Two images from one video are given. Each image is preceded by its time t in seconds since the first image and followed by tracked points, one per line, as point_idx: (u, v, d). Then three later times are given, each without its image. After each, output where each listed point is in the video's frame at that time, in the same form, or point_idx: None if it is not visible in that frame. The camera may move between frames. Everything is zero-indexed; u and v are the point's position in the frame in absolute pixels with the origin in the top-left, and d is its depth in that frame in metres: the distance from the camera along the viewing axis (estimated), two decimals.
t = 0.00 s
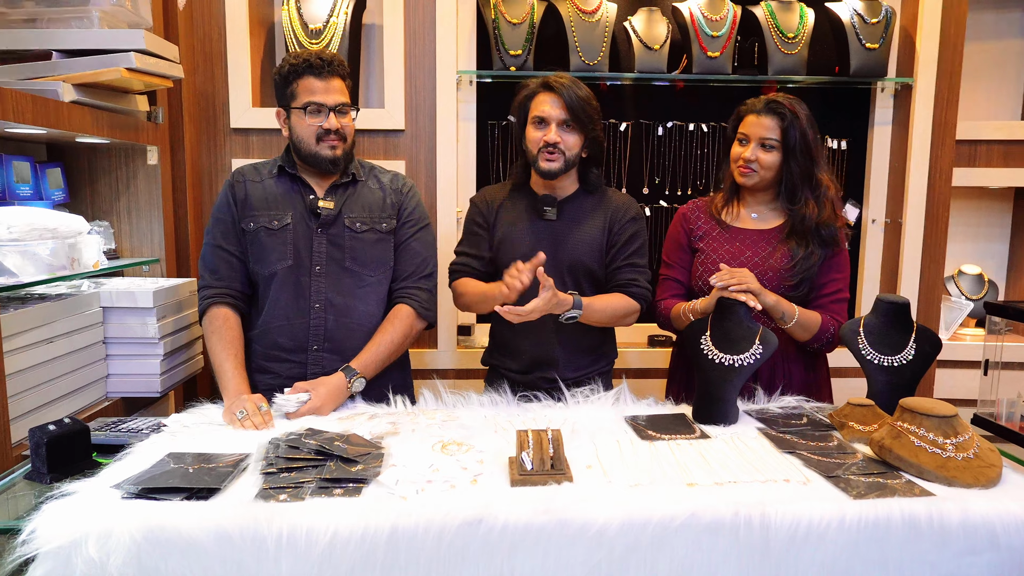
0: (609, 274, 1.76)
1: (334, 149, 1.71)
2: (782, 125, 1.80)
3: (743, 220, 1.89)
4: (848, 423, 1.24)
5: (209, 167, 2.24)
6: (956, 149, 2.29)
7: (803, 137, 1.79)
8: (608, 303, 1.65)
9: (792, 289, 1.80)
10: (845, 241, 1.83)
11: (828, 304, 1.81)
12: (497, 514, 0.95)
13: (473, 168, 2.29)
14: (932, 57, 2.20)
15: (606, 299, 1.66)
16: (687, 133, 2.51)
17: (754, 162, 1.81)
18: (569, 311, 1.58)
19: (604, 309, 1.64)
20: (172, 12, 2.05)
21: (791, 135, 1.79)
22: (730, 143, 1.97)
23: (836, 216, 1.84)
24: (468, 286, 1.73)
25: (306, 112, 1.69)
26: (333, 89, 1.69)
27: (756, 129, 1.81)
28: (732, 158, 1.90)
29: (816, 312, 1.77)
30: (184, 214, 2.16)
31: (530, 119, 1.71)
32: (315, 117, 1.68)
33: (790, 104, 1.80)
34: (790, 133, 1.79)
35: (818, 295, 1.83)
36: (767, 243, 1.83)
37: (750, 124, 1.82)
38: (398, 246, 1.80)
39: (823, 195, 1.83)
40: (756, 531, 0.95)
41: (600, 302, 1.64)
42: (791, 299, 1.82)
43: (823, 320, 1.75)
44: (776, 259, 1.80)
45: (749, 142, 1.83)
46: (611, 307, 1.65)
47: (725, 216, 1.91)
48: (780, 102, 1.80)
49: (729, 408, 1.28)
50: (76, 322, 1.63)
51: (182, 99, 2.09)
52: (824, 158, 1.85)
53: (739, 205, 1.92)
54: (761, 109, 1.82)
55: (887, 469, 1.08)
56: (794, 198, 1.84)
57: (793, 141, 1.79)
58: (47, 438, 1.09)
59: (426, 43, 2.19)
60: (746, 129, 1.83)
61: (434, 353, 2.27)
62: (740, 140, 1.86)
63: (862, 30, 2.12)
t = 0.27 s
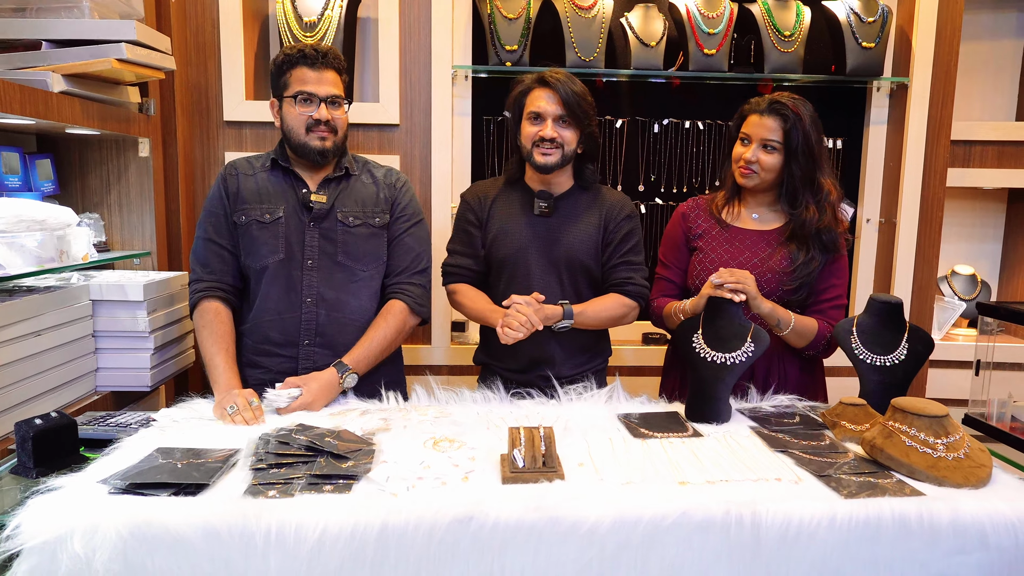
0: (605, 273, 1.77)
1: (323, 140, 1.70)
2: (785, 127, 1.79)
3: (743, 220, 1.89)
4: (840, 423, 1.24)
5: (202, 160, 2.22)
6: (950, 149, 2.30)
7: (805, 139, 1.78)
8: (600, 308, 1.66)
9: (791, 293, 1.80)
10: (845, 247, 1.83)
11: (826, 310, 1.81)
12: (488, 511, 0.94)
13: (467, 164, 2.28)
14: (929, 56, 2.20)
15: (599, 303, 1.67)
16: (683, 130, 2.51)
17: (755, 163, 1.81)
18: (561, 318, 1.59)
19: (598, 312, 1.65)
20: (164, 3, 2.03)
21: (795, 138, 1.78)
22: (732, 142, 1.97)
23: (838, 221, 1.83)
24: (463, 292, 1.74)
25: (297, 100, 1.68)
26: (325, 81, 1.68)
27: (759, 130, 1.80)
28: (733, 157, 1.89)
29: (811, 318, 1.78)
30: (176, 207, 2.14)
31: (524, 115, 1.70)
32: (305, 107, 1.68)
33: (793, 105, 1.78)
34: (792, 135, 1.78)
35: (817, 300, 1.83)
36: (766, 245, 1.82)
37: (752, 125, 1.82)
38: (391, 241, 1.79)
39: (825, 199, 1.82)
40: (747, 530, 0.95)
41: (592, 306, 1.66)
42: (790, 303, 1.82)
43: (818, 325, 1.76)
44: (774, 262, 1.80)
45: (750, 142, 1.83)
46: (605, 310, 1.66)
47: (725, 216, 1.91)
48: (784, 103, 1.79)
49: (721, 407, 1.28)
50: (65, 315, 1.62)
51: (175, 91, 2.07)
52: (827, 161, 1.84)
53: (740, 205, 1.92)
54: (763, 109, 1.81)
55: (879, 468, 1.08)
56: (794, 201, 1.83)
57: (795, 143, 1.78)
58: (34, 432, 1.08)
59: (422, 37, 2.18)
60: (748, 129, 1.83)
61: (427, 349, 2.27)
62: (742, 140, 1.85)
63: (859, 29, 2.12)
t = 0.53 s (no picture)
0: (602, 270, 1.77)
1: (322, 139, 1.70)
2: (787, 120, 1.79)
3: (739, 215, 1.89)
4: (838, 419, 1.24)
5: (201, 159, 2.22)
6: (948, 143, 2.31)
7: (807, 134, 1.79)
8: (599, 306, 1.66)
9: (789, 287, 1.80)
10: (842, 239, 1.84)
11: (824, 305, 1.82)
12: (488, 509, 0.95)
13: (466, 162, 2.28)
14: (926, 53, 2.21)
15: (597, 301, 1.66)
16: (682, 127, 2.52)
17: (759, 157, 1.80)
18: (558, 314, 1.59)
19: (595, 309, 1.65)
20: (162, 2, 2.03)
21: (797, 132, 1.79)
22: (729, 137, 1.96)
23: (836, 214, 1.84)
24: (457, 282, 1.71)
25: (295, 100, 1.68)
26: (324, 80, 1.68)
27: (761, 123, 1.80)
28: (732, 152, 1.88)
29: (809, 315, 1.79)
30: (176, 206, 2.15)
31: (520, 112, 1.70)
32: (303, 106, 1.68)
33: (795, 99, 1.79)
34: (796, 129, 1.78)
35: (815, 294, 1.84)
36: (764, 239, 1.83)
37: (754, 118, 1.81)
38: (390, 240, 1.79)
39: (825, 192, 1.83)
40: (746, 526, 0.95)
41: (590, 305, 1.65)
42: (787, 297, 1.82)
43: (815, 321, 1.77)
44: (770, 256, 1.80)
45: (752, 136, 1.82)
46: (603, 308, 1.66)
47: (722, 210, 1.90)
48: (786, 97, 1.79)
49: (720, 404, 1.29)
50: (66, 315, 1.62)
51: (173, 90, 2.07)
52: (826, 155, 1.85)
53: (735, 200, 1.92)
54: (765, 102, 1.81)
55: (877, 464, 1.09)
56: (796, 195, 1.83)
57: (797, 138, 1.79)
58: (35, 432, 1.08)
59: (420, 35, 2.18)
60: (750, 123, 1.82)
61: (427, 347, 2.27)
62: (742, 134, 1.84)
63: (857, 27, 2.12)
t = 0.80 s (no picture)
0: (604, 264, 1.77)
1: (323, 139, 1.71)
2: (783, 116, 1.80)
3: (734, 212, 1.90)
4: (840, 415, 1.25)
5: (205, 159, 2.23)
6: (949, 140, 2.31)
7: (802, 130, 1.80)
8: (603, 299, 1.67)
9: (783, 282, 1.81)
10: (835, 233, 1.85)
11: (820, 301, 1.82)
12: (491, 505, 0.96)
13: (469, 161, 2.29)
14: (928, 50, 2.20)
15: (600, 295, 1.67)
16: (683, 125, 2.53)
17: (756, 154, 1.81)
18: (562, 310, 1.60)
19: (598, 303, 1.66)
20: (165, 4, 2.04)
21: (793, 128, 1.80)
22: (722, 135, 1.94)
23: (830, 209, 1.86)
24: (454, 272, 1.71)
25: (297, 100, 1.69)
26: (327, 80, 1.69)
27: (757, 120, 1.80)
28: (728, 149, 1.88)
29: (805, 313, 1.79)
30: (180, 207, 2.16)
31: (514, 117, 1.70)
32: (305, 106, 1.69)
33: (789, 94, 1.80)
34: (792, 126, 1.79)
35: (810, 290, 1.84)
36: (758, 235, 1.84)
37: (750, 115, 1.81)
38: (392, 239, 1.80)
39: (820, 187, 1.85)
40: (747, 521, 0.96)
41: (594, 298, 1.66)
42: (782, 292, 1.82)
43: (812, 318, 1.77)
44: (767, 251, 1.81)
45: (749, 133, 1.82)
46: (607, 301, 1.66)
47: (716, 207, 1.90)
48: (781, 93, 1.79)
49: (722, 401, 1.29)
50: (72, 315, 1.64)
51: (177, 91, 2.08)
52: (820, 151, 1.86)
53: (729, 197, 1.91)
54: (760, 99, 1.80)
55: (877, 459, 1.10)
56: (794, 190, 1.83)
57: (793, 134, 1.80)
58: (43, 430, 1.09)
59: (422, 35, 2.18)
60: (745, 120, 1.82)
61: (430, 346, 2.28)
62: (739, 131, 1.84)
63: (858, 24, 2.13)
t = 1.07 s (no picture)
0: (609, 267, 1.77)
1: (328, 138, 1.72)
2: (777, 117, 1.80)
3: (730, 213, 1.90)
4: (841, 416, 1.25)
5: (212, 157, 2.25)
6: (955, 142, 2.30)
7: (795, 130, 1.80)
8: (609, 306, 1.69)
9: (780, 282, 1.81)
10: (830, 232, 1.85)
11: (815, 300, 1.82)
12: (493, 502, 0.96)
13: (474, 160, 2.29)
14: (933, 52, 2.21)
15: (605, 302, 1.69)
16: (688, 126, 2.54)
17: (750, 154, 1.81)
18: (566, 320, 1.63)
19: (603, 309, 1.68)
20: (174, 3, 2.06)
21: (786, 129, 1.79)
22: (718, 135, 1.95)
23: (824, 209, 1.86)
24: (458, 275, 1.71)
25: (304, 99, 1.70)
26: (333, 80, 1.70)
27: (751, 121, 1.80)
28: (723, 150, 1.88)
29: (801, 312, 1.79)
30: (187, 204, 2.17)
31: (514, 126, 1.70)
32: (312, 106, 1.69)
33: (784, 95, 1.80)
34: (786, 127, 1.79)
35: (806, 289, 1.84)
36: (754, 235, 1.84)
37: (745, 116, 1.81)
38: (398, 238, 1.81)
39: (813, 186, 1.84)
40: (747, 520, 0.96)
41: (600, 305, 1.68)
42: (778, 292, 1.83)
43: (809, 319, 1.78)
44: (764, 252, 1.82)
45: (743, 134, 1.82)
46: (612, 307, 1.69)
47: (712, 208, 1.91)
48: (775, 94, 1.79)
49: (725, 400, 1.30)
50: (80, 312, 1.65)
51: (185, 89, 2.10)
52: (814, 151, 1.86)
53: (725, 197, 1.92)
54: (755, 100, 1.80)
55: (879, 460, 1.10)
56: (786, 189, 1.84)
57: (787, 135, 1.80)
58: (52, 424, 1.10)
59: (428, 34, 2.20)
60: (740, 120, 1.83)
61: (434, 344, 2.29)
62: (733, 132, 1.85)
63: (864, 25, 2.13)
